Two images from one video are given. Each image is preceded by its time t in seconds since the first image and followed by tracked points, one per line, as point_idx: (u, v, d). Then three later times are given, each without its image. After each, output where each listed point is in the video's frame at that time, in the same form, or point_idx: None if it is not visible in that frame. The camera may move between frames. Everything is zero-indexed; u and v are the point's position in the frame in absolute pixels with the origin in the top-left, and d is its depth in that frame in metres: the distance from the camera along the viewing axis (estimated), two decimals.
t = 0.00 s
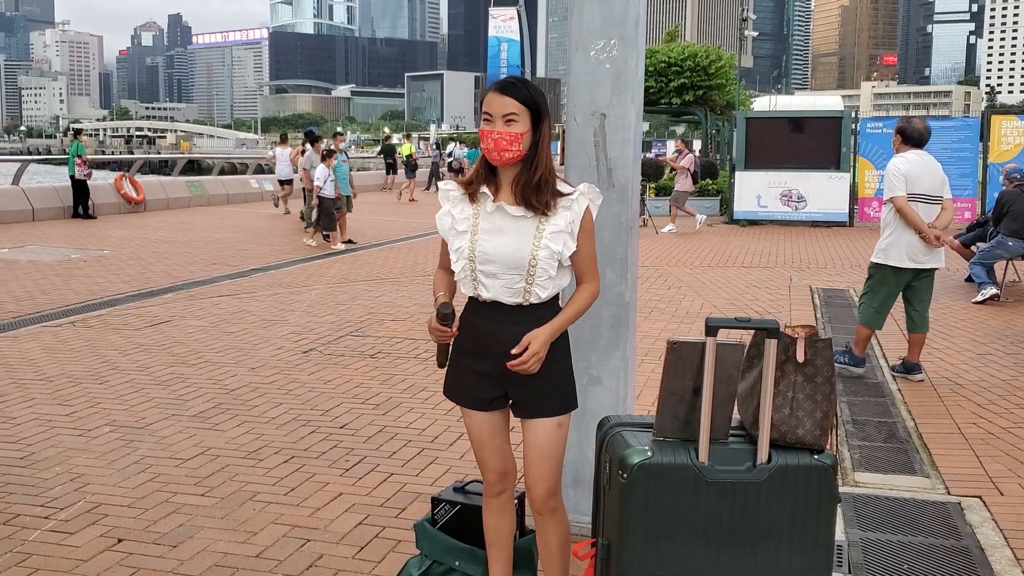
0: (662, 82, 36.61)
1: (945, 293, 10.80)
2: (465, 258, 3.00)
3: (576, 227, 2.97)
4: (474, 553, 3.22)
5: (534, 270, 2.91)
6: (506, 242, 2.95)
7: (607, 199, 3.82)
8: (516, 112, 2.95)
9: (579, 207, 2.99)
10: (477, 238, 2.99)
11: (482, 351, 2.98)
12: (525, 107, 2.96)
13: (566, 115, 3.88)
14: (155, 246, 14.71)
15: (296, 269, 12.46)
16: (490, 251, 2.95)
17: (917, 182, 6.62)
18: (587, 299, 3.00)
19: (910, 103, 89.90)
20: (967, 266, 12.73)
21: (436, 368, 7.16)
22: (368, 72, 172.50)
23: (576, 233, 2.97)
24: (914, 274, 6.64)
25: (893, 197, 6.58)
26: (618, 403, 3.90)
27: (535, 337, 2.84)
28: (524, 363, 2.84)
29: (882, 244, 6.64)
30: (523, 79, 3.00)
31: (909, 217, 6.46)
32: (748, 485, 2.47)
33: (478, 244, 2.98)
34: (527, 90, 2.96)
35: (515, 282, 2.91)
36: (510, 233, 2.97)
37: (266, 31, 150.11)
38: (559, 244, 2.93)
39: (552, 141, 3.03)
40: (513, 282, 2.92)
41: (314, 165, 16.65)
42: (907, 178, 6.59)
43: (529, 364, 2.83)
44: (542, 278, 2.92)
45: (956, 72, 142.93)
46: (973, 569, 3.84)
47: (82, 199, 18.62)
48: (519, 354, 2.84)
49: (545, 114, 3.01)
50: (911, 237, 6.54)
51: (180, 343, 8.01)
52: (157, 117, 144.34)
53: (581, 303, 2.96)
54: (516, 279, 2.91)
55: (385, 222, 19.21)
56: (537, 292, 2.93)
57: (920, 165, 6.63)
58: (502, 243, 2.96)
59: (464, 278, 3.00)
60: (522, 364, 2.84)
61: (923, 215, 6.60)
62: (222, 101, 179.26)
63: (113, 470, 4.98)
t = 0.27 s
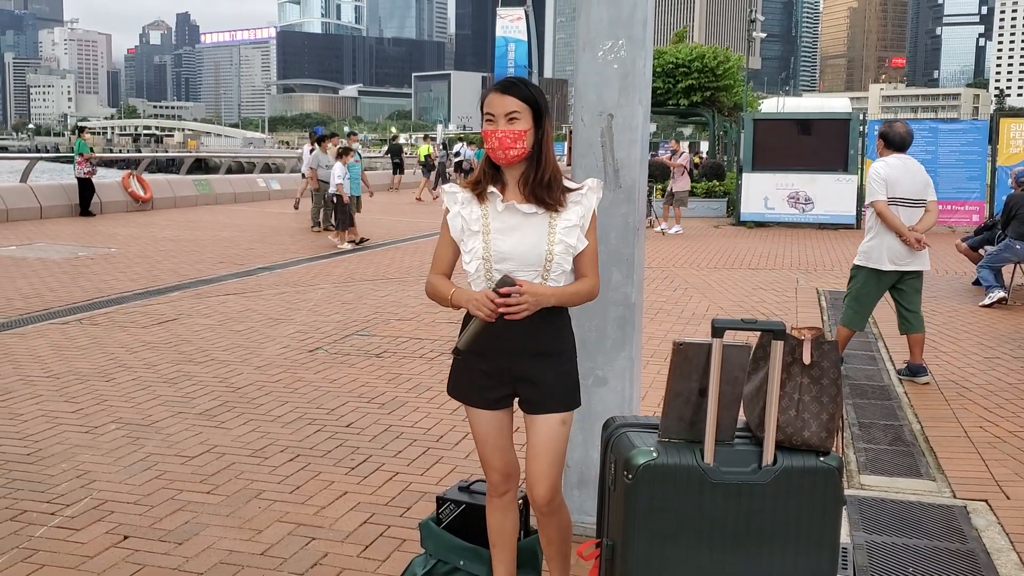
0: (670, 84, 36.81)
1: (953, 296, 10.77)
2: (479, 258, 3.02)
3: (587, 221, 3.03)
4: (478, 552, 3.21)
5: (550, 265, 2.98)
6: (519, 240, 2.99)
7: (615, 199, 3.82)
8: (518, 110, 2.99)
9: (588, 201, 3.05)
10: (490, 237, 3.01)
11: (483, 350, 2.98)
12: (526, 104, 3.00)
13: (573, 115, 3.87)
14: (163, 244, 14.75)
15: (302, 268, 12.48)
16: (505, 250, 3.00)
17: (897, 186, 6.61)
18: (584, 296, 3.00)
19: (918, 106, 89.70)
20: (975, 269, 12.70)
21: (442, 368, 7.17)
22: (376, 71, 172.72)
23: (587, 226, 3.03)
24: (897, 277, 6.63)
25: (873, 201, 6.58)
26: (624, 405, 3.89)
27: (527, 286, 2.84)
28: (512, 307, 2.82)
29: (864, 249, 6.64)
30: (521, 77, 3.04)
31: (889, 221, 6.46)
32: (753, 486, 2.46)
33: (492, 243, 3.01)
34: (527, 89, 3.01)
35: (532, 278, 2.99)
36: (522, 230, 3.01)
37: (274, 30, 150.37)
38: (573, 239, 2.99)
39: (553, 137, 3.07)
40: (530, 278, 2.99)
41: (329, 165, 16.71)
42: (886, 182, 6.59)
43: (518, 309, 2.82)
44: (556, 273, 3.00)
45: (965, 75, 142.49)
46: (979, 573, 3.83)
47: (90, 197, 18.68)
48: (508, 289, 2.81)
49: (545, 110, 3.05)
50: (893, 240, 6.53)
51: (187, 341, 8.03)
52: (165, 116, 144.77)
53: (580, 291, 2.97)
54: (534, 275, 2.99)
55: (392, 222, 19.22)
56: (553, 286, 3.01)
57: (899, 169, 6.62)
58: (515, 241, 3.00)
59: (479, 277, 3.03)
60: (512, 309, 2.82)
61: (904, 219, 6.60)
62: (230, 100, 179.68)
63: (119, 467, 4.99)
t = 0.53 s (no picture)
0: (672, 84, 36.78)
1: (955, 297, 10.75)
2: (487, 257, 3.02)
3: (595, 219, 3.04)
4: (480, 554, 3.21)
5: (557, 263, 3.00)
6: (527, 239, 3.00)
7: (617, 200, 3.82)
8: (531, 112, 3.00)
9: (595, 200, 3.07)
10: (498, 237, 3.01)
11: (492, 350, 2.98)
12: (539, 107, 3.00)
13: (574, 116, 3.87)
14: (165, 245, 14.76)
15: (304, 269, 12.49)
16: (513, 249, 3.00)
17: (861, 186, 6.61)
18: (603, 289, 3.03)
19: (920, 107, 89.63)
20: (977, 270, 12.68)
21: (444, 369, 7.17)
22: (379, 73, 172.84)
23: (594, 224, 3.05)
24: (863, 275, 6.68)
25: (837, 202, 6.60)
26: (626, 406, 3.89)
27: (553, 292, 2.86)
28: (538, 310, 2.82)
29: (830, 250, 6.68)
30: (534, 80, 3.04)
31: (852, 222, 6.48)
32: (755, 489, 2.46)
33: (500, 243, 3.01)
34: (540, 92, 3.01)
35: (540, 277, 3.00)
36: (529, 228, 3.02)
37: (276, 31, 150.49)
38: (581, 236, 3.00)
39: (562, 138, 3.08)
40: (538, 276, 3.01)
41: (331, 166, 16.74)
42: (849, 184, 6.60)
43: (545, 313, 2.83)
44: (564, 271, 3.01)
45: (967, 76, 142.36)
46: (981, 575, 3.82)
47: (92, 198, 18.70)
48: (538, 293, 2.81)
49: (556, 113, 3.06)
50: (857, 240, 6.56)
51: (188, 343, 8.03)
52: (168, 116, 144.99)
53: (596, 289, 2.99)
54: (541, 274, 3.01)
55: (393, 223, 19.22)
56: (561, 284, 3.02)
57: (862, 169, 6.61)
58: (524, 240, 3.01)
59: (487, 276, 3.03)
60: (539, 313, 2.83)
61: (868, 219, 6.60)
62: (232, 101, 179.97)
63: (121, 469, 4.99)
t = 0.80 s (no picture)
0: (676, 86, 36.74)
1: (959, 299, 10.75)
2: (511, 257, 3.02)
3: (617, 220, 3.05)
4: (483, 555, 3.22)
5: (580, 263, 3.01)
6: (551, 239, 3.01)
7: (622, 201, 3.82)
8: (557, 112, 3.02)
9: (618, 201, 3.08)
10: (522, 236, 3.02)
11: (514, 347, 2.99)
12: (565, 107, 3.03)
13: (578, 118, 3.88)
14: (169, 245, 14.78)
15: (307, 269, 12.50)
16: (537, 249, 3.00)
17: (840, 188, 6.57)
18: (627, 290, 3.06)
19: (925, 110, 89.55)
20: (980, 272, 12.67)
21: (447, 370, 7.17)
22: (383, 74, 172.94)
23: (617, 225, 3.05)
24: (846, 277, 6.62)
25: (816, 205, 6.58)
26: (630, 407, 3.89)
27: (575, 303, 2.87)
28: (560, 321, 2.83)
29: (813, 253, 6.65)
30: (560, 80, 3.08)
31: (832, 223, 6.47)
32: (757, 491, 2.46)
33: (524, 242, 3.01)
34: (568, 91, 3.05)
35: (563, 277, 3.01)
36: (553, 228, 3.02)
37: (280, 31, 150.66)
38: (603, 237, 3.00)
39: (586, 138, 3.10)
40: (561, 277, 3.02)
41: (336, 166, 16.80)
42: (828, 185, 6.57)
43: (567, 323, 2.84)
44: (587, 271, 3.02)
45: (971, 79, 142.10)
46: None
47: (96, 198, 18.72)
48: (560, 304, 2.82)
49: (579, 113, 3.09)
50: (838, 243, 6.53)
51: (192, 342, 8.03)
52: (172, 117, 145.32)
53: (621, 291, 3.02)
54: (565, 274, 3.01)
55: (397, 224, 19.24)
56: (583, 284, 3.02)
57: (841, 170, 6.57)
58: (548, 240, 3.01)
59: (511, 277, 3.04)
60: (561, 323, 2.83)
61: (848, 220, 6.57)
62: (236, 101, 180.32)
63: (123, 468, 5.00)
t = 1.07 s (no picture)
0: (676, 86, 36.74)
1: (960, 298, 10.74)
2: (517, 254, 3.09)
3: (623, 223, 3.02)
4: (486, 557, 3.22)
5: (580, 264, 3.00)
6: (556, 238, 3.03)
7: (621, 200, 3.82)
8: (575, 116, 3.03)
9: (626, 204, 3.05)
10: (529, 234, 3.08)
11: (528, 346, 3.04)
12: (584, 111, 3.04)
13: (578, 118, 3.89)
14: (170, 248, 14.79)
15: (309, 271, 12.50)
16: (540, 247, 3.04)
17: (826, 187, 6.62)
18: (635, 296, 3.03)
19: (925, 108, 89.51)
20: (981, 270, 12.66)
21: (448, 371, 7.17)
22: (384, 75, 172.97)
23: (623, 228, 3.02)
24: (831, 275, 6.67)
25: (803, 203, 6.61)
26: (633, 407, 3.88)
27: (568, 301, 2.90)
28: (550, 318, 2.89)
29: (799, 251, 6.67)
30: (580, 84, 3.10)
31: (818, 223, 6.51)
32: (759, 491, 2.46)
33: (530, 239, 3.07)
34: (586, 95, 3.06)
35: (563, 276, 3.03)
36: (560, 229, 3.04)
37: (280, 33, 150.71)
38: (605, 239, 2.99)
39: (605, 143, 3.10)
40: (561, 276, 3.03)
41: (337, 169, 16.84)
42: (815, 184, 6.60)
43: (558, 321, 2.89)
44: (588, 272, 3.01)
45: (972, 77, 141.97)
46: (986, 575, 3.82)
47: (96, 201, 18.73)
48: (551, 301, 2.87)
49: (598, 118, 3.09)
50: (825, 241, 6.57)
51: (193, 345, 8.03)
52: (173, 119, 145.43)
53: (627, 296, 2.99)
54: (564, 273, 3.03)
55: (398, 225, 19.24)
56: (584, 285, 3.02)
57: (827, 170, 6.63)
58: (553, 238, 3.04)
59: (517, 274, 3.11)
60: (552, 319, 2.89)
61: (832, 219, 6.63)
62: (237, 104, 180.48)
63: (125, 472, 5.00)
